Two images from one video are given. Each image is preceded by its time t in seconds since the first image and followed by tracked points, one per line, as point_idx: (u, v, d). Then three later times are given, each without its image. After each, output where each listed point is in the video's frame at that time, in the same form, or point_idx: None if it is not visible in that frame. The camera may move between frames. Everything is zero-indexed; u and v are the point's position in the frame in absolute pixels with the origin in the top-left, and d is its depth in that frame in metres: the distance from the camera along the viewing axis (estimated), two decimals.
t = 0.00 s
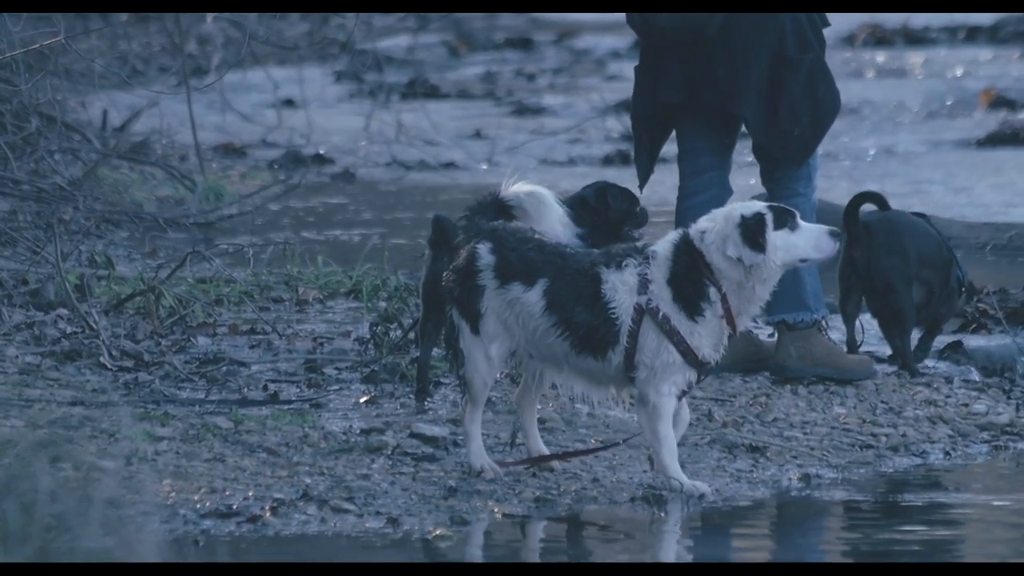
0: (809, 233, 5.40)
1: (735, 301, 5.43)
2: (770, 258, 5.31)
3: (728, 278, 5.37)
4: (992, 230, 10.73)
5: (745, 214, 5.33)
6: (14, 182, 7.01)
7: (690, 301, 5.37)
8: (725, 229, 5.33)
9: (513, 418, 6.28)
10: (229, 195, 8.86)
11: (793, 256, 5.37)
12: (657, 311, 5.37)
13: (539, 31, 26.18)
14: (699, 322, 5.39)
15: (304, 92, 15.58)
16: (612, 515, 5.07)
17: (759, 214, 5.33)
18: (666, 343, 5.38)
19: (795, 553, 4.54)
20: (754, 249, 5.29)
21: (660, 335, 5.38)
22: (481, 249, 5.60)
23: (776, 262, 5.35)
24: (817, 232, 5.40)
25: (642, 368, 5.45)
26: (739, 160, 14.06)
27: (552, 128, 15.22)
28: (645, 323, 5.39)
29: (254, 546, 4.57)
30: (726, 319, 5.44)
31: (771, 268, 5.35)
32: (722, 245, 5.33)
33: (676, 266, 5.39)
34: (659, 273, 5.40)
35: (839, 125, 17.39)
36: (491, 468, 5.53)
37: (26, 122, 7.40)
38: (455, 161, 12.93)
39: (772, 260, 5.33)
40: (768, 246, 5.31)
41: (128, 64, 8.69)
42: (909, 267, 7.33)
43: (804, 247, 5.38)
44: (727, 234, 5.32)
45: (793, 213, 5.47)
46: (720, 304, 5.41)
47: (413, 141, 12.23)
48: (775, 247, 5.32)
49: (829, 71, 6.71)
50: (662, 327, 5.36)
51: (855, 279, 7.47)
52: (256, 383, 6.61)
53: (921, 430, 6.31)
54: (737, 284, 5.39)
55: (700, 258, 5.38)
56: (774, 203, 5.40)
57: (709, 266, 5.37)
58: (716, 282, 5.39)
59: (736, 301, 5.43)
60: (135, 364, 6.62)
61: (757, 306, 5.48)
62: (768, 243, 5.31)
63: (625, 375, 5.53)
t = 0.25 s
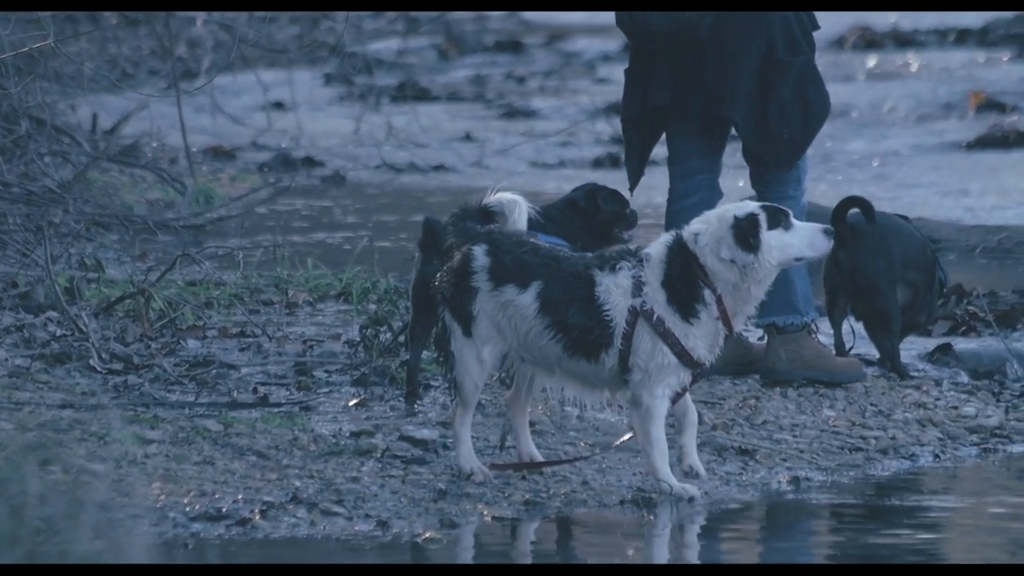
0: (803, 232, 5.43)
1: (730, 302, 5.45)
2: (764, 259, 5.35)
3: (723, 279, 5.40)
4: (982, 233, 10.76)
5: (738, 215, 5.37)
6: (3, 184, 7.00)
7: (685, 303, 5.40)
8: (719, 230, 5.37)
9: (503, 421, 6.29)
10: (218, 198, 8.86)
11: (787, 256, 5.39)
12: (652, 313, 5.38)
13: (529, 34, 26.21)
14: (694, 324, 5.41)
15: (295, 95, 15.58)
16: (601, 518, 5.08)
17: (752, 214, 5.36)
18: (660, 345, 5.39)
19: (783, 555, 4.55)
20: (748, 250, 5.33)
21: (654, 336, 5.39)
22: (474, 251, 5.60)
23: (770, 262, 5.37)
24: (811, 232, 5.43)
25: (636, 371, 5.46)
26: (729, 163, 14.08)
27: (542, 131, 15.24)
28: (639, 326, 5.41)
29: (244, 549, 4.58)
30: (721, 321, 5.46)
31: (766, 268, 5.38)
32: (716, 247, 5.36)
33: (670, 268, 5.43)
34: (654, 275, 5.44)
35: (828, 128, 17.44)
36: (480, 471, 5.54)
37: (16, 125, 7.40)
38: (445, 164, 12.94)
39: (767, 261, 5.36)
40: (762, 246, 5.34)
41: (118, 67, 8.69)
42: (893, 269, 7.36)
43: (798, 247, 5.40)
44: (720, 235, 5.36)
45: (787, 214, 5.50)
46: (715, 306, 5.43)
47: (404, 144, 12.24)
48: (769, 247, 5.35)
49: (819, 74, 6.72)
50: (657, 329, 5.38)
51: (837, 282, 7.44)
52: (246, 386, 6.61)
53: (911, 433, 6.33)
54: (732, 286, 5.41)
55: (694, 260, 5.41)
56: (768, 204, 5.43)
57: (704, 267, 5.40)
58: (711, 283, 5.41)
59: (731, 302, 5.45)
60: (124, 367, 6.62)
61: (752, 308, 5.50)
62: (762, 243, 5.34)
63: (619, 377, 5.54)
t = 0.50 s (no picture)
0: (795, 236, 5.45)
1: (723, 305, 5.46)
2: (758, 263, 5.36)
3: (716, 282, 5.41)
4: (970, 236, 10.80)
5: (731, 218, 5.38)
6: None
7: (678, 306, 5.40)
8: (713, 234, 5.38)
9: (492, 424, 6.30)
10: (207, 203, 8.87)
11: (780, 259, 5.41)
12: (644, 316, 5.39)
13: (517, 38, 26.24)
14: (686, 327, 5.41)
15: (283, 100, 15.58)
16: (590, 521, 5.09)
17: (745, 218, 5.37)
18: (652, 348, 5.40)
19: (771, 558, 4.57)
20: (741, 253, 5.34)
21: (646, 339, 5.40)
22: (467, 254, 5.63)
23: (763, 265, 5.39)
24: (803, 235, 5.45)
25: (628, 374, 5.47)
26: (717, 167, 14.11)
27: (530, 134, 15.26)
28: (631, 329, 5.42)
29: (233, 552, 4.58)
30: (714, 323, 5.47)
31: (759, 271, 5.39)
32: (709, 250, 5.37)
33: (662, 271, 5.43)
34: (647, 278, 5.45)
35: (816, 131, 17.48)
36: (468, 473, 5.55)
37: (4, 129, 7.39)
38: (434, 168, 12.95)
39: (760, 264, 5.37)
40: (755, 249, 5.34)
41: (106, 71, 8.68)
42: (879, 270, 7.38)
43: (791, 250, 5.42)
44: (714, 239, 5.37)
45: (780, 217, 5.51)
46: (708, 308, 5.44)
47: (392, 148, 12.25)
48: (762, 250, 5.36)
49: (807, 78, 6.73)
50: (649, 332, 5.39)
51: (824, 284, 7.49)
52: (235, 390, 6.61)
53: (899, 436, 6.35)
54: (724, 289, 5.43)
55: (686, 263, 5.42)
56: (761, 207, 5.44)
57: (697, 271, 5.41)
58: (704, 286, 5.42)
59: (723, 305, 5.46)
60: (113, 371, 6.62)
61: (744, 310, 5.52)
62: (756, 246, 5.34)
63: (611, 380, 5.55)
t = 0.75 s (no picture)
0: (791, 240, 5.44)
1: (717, 308, 5.48)
2: (754, 268, 5.36)
3: (711, 286, 5.42)
4: (961, 238, 10.82)
5: (727, 222, 5.39)
6: None
7: (671, 309, 5.41)
8: (708, 238, 5.38)
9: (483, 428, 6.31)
10: (197, 207, 8.86)
11: (775, 263, 5.41)
12: (638, 319, 5.40)
13: (508, 42, 26.26)
14: (680, 331, 5.42)
15: (273, 103, 15.58)
16: (582, 525, 5.10)
17: (741, 222, 5.38)
18: (646, 351, 5.41)
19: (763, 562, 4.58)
20: (736, 258, 5.34)
21: (640, 343, 5.41)
22: (461, 258, 5.62)
23: (759, 269, 5.39)
24: (799, 239, 5.45)
25: (622, 377, 5.47)
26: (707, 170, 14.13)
27: (521, 138, 15.26)
28: (625, 331, 5.43)
29: (223, 557, 4.58)
30: (708, 327, 5.48)
31: (753, 276, 5.40)
32: (705, 254, 5.38)
33: (657, 274, 5.45)
34: (640, 282, 5.46)
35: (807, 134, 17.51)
36: (457, 477, 5.56)
37: None
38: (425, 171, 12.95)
39: (755, 268, 5.37)
40: (751, 254, 5.35)
41: (97, 75, 8.67)
42: (868, 269, 7.41)
43: (786, 254, 5.42)
44: (709, 243, 5.38)
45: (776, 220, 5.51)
46: (702, 312, 5.45)
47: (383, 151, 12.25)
48: (758, 255, 5.37)
49: (799, 82, 6.71)
50: (642, 335, 5.40)
51: (814, 287, 7.49)
52: (226, 394, 6.60)
53: (890, 439, 6.36)
54: (719, 292, 5.44)
55: (681, 267, 5.43)
56: (757, 211, 5.44)
57: (691, 274, 5.42)
58: (698, 290, 5.43)
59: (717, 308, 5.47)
60: (104, 376, 6.61)
61: (739, 314, 5.53)
62: (751, 251, 5.35)
63: (605, 383, 5.56)
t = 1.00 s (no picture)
0: (787, 247, 5.49)
1: (710, 315, 5.51)
2: (750, 276, 5.41)
3: (706, 292, 5.45)
4: (951, 243, 10.85)
5: (725, 229, 5.43)
6: None
7: (665, 313, 5.43)
8: (705, 244, 5.42)
9: (473, 432, 6.32)
10: (187, 211, 8.86)
11: (771, 270, 5.45)
12: (632, 321, 5.42)
13: (499, 47, 26.30)
14: (673, 335, 5.44)
15: (264, 107, 15.59)
16: (572, 528, 5.11)
17: (739, 229, 5.42)
18: (639, 352, 5.42)
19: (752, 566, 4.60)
20: (733, 265, 5.39)
21: (633, 345, 5.43)
22: (457, 261, 5.65)
23: (754, 277, 5.44)
24: (795, 248, 5.49)
25: (614, 380, 5.48)
26: (698, 175, 14.16)
27: (511, 142, 15.28)
28: (619, 333, 5.44)
29: (213, 560, 4.58)
30: (700, 332, 5.51)
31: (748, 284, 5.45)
32: (702, 260, 5.41)
33: (652, 277, 5.46)
34: (634, 284, 5.47)
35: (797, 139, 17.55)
36: (446, 481, 5.57)
37: None
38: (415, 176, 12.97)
39: (751, 276, 5.42)
40: (747, 261, 5.40)
41: (88, 79, 8.68)
42: (856, 271, 7.45)
43: (782, 262, 5.46)
44: (706, 250, 5.42)
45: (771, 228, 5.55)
46: (695, 317, 5.48)
47: (374, 155, 12.26)
48: (755, 263, 5.42)
49: (788, 86, 6.71)
50: (636, 337, 5.41)
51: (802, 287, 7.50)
52: (216, 398, 6.60)
53: (880, 443, 6.39)
54: (713, 298, 5.47)
55: (677, 271, 5.45)
56: (754, 218, 5.49)
57: (686, 280, 5.44)
58: (693, 295, 5.46)
59: (711, 314, 5.51)
60: (94, 379, 6.62)
61: (731, 321, 5.57)
62: (748, 258, 5.40)
63: (597, 386, 5.57)
